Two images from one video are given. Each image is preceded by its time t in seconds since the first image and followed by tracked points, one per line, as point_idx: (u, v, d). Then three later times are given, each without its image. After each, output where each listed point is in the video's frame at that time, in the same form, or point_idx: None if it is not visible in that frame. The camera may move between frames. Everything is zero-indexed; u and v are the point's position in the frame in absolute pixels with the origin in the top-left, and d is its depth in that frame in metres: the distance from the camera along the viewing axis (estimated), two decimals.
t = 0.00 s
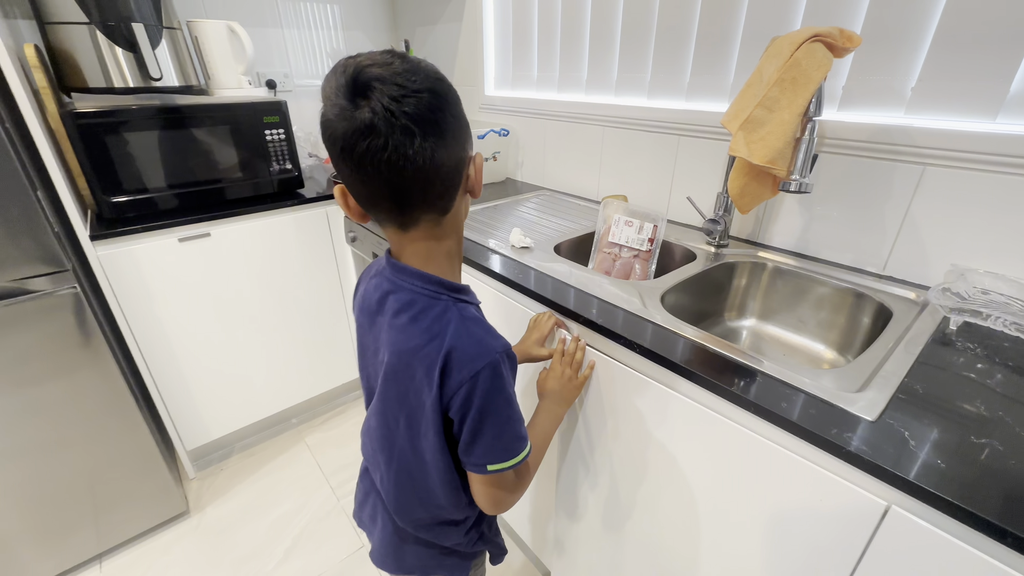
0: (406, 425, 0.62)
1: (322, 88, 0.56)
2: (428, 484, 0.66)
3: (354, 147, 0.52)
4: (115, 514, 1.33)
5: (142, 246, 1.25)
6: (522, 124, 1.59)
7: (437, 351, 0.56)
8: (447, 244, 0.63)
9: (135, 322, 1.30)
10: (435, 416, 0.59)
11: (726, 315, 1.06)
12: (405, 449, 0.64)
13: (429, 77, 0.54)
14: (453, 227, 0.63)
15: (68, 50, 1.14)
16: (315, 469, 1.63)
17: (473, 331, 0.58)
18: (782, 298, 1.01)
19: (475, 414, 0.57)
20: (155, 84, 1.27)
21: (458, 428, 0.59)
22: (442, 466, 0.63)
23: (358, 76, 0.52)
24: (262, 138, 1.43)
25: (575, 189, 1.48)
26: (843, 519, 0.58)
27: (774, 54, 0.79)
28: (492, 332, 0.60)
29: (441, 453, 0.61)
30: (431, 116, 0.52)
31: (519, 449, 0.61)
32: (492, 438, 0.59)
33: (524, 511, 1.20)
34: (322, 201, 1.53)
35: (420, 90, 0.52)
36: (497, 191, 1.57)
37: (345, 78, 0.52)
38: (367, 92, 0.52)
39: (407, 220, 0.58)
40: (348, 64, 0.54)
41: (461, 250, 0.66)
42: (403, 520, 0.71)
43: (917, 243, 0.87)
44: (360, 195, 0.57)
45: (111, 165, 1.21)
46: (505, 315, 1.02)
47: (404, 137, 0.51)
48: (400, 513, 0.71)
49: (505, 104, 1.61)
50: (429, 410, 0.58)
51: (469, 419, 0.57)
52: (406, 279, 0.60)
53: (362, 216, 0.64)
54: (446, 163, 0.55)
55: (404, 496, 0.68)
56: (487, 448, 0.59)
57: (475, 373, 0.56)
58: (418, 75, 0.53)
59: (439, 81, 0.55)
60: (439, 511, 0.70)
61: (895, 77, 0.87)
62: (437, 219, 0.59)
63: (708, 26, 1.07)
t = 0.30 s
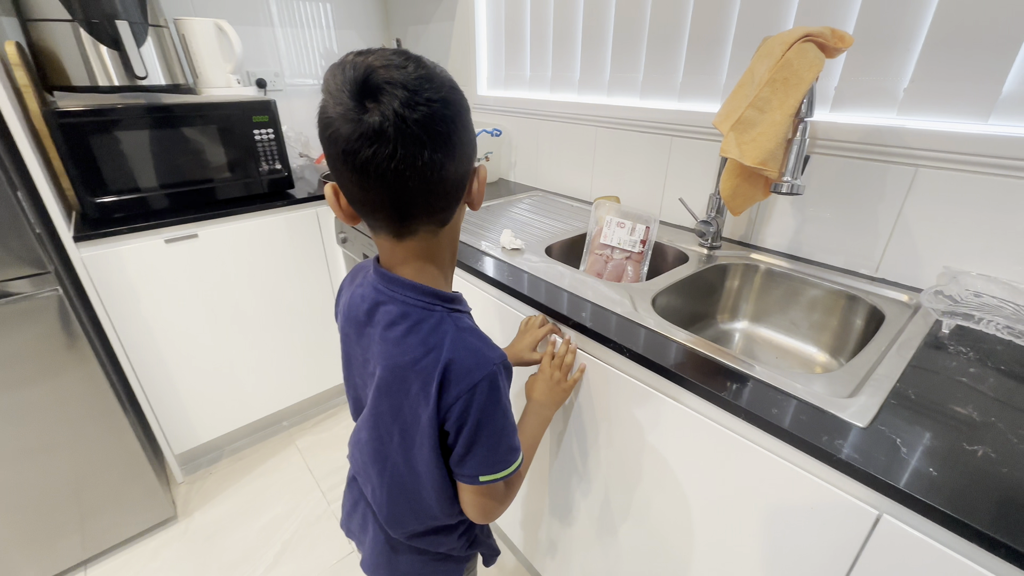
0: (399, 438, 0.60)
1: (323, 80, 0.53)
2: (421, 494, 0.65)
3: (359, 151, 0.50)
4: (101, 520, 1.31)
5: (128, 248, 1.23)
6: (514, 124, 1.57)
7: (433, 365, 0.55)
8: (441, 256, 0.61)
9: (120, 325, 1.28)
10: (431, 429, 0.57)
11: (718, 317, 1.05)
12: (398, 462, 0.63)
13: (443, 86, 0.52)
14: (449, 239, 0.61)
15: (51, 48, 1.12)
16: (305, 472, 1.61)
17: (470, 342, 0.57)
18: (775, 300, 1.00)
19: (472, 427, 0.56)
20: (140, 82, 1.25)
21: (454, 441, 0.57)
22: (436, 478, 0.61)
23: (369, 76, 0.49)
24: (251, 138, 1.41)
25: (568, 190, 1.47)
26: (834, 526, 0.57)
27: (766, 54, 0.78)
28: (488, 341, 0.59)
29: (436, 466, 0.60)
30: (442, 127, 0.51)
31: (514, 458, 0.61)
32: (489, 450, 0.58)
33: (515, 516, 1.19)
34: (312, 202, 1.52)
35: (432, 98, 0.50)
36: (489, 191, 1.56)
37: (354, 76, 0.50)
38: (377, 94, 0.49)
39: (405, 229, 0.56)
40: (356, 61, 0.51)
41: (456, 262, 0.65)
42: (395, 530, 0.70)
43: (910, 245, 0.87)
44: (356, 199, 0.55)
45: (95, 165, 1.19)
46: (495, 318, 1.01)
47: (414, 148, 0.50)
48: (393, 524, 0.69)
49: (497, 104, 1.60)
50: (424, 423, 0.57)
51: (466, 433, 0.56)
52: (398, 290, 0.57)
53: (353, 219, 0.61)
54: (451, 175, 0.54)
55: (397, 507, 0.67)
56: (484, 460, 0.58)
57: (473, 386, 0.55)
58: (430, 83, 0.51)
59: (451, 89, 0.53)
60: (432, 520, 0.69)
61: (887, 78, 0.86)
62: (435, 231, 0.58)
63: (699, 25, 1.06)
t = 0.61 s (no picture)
0: (393, 437, 0.60)
1: (310, 81, 0.52)
2: (415, 494, 0.64)
3: (351, 154, 0.49)
4: (94, 520, 1.30)
5: (122, 246, 1.23)
6: (511, 123, 1.57)
7: (428, 362, 0.54)
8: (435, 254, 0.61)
9: (115, 323, 1.28)
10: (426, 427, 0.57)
11: (714, 318, 1.05)
12: (391, 463, 0.62)
13: (433, 85, 0.51)
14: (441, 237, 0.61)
15: (44, 45, 1.12)
16: (301, 472, 1.61)
17: (465, 340, 0.57)
18: (771, 300, 1.00)
19: (467, 425, 0.56)
20: (134, 80, 1.25)
21: (449, 439, 0.57)
22: (430, 477, 0.61)
23: (359, 76, 0.48)
24: (247, 137, 1.40)
25: (565, 190, 1.46)
26: (827, 528, 0.57)
27: (761, 53, 0.77)
28: (483, 339, 0.59)
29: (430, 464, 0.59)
30: (434, 127, 0.51)
31: (509, 456, 0.61)
32: (485, 447, 0.58)
33: (510, 516, 1.18)
34: (308, 201, 1.51)
35: (423, 98, 0.50)
36: (485, 190, 1.55)
37: (344, 77, 0.49)
38: (368, 95, 0.48)
39: (398, 230, 0.56)
40: (345, 61, 0.50)
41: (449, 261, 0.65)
42: (388, 531, 0.69)
43: (906, 246, 0.86)
44: (348, 201, 0.54)
45: (89, 163, 1.18)
46: (490, 318, 1.00)
47: (408, 149, 0.49)
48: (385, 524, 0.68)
49: (494, 103, 1.60)
50: (418, 422, 0.56)
51: (461, 430, 0.56)
52: (391, 289, 0.57)
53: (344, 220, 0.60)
54: (445, 174, 0.53)
55: (389, 508, 0.66)
56: (480, 457, 0.58)
57: (468, 383, 0.55)
58: (422, 82, 0.50)
59: (441, 87, 0.53)
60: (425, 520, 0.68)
61: (883, 77, 0.86)
62: (429, 229, 0.58)
63: (696, 24, 1.06)
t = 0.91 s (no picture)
0: (380, 434, 0.60)
1: (289, 85, 0.52)
2: (402, 491, 0.64)
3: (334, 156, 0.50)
4: (97, 518, 1.31)
5: (127, 245, 1.23)
6: (513, 124, 1.57)
7: (415, 357, 0.54)
8: (421, 250, 0.61)
9: (118, 322, 1.28)
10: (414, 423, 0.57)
11: (716, 318, 1.04)
12: (381, 460, 0.62)
13: (413, 86, 0.52)
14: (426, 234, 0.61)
15: (49, 46, 1.12)
16: (303, 471, 1.61)
17: (451, 334, 0.57)
18: (772, 301, 1.00)
19: (457, 420, 0.56)
20: (139, 80, 1.26)
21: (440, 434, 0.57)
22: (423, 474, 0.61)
23: (338, 79, 0.48)
24: (250, 137, 1.41)
25: (567, 190, 1.46)
26: (828, 530, 0.56)
27: (763, 53, 0.77)
28: (468, 333, 0.59)
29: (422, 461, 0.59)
30: (415, 127, 0.51)
31: (504, 449, 0.61)
32: (475, 442, 0.58)
33: (510, 517, 1.18)
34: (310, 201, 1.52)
35: (403, 97, 0.50)
36: (488, 191, 1.55)
37: (322, 80, 0.49)
38: (348, 97, 0.49)
39: (384, 228, 0.56)
40: (323, 64, 0.50)
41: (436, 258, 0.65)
42: (375, 530, 0.69)
43: (909, 247, 0.86)
44: (331, 202, 0.54)
45: (94, 162, 1.19)
46: (491, 318, 1.00)
47: (391, 150, 0.49)
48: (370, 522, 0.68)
49: (497, 103, 1.60)
50: (406, 418, 0.56)
51: (451, 425, 0.56)
52: (376, 285, 0.57)
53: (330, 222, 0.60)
54: (427, 173, 0.54)
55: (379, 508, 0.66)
56: (471, 451, 0.58)
57: (455, 376, 0.54)
58: (401, 83, 0.51)
59: (420, 86, 0.53)
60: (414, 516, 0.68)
61: (886, 78, 0.85)
62: (414, 228, 0.58)
63: (698, 25, 1.06)
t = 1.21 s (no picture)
0: (341, 404, 0.60)
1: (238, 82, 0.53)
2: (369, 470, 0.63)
3: (281, 142, 0.50)
4: (102, 513, 1.31)
5: (132, 242, 1.24)
6: (517, 122, 1.57)
7: (376, 322, 0.55)
8: (382, 228, 0.61)
9: (123, 318, 1.29)
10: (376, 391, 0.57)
11: (721, 318, 1.04)
12: (345, 436, 0.62)
13: (355, 70, 0.52)
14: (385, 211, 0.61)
15: (55, 42, 1.13)
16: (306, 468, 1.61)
17: (412, 303, 0.57)
18: (778, 300, 0.99)
19: (417, 385, 0.56)
20: (145, 77, 1.26)
21: (401, 401, 0.57)
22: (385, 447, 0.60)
23: (279, 66, 0.49)
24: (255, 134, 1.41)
25: (571, 189, 1.46)
26: (834, 531, 0.56)
27: (771, 51, 0.77)
28: (431, 305, 0.60)
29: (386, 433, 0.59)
30: (356, 105, 0.51)
31: (468, 417, 0.61)
32: (436, 406, 0.58)
33: (515, 515, 1.18)
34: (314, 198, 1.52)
35: (341, 79, 0.50)
36: (491, 189, 1.55)
37: (264, 70, 0.50)
38: (289, 84, 0.49)
39: (340, 209, 0.56)
40: (266, 56, 0.51)
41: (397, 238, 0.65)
42: (344, 513, 0.67)
43: (916, 246, 0.86)
44: (287, 188, 0.55)
45: (100, 159, 1.19)
46: (494, 315, 1.00)
47: (334, 131, 0.50)
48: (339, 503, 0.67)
49: (500, 102, 1.60)
50: (370, 386, 0.56)
51: (412, 391, 0.56)
52: (341, 263, 0.58)
53: (293, 211, 0.61)
54: (375, 153, 0.54)
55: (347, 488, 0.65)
56: (432, 416, 0.58)
57: (415, 341, 0.55)
58: (341, 67, 0.52)
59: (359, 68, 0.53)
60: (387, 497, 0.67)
61: (895, 76, 0.85)
62: (370, 206, 0.58)
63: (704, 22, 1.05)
